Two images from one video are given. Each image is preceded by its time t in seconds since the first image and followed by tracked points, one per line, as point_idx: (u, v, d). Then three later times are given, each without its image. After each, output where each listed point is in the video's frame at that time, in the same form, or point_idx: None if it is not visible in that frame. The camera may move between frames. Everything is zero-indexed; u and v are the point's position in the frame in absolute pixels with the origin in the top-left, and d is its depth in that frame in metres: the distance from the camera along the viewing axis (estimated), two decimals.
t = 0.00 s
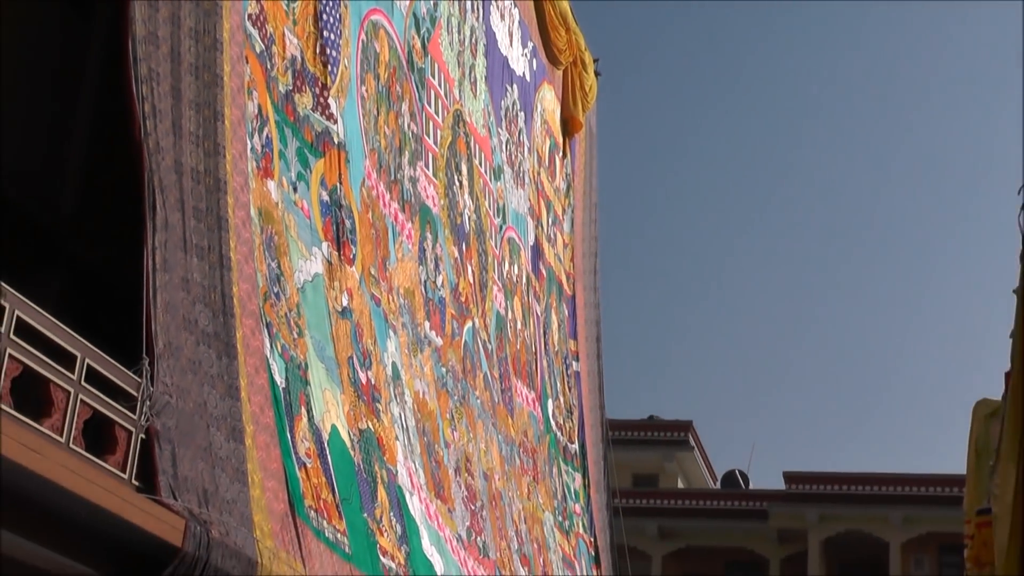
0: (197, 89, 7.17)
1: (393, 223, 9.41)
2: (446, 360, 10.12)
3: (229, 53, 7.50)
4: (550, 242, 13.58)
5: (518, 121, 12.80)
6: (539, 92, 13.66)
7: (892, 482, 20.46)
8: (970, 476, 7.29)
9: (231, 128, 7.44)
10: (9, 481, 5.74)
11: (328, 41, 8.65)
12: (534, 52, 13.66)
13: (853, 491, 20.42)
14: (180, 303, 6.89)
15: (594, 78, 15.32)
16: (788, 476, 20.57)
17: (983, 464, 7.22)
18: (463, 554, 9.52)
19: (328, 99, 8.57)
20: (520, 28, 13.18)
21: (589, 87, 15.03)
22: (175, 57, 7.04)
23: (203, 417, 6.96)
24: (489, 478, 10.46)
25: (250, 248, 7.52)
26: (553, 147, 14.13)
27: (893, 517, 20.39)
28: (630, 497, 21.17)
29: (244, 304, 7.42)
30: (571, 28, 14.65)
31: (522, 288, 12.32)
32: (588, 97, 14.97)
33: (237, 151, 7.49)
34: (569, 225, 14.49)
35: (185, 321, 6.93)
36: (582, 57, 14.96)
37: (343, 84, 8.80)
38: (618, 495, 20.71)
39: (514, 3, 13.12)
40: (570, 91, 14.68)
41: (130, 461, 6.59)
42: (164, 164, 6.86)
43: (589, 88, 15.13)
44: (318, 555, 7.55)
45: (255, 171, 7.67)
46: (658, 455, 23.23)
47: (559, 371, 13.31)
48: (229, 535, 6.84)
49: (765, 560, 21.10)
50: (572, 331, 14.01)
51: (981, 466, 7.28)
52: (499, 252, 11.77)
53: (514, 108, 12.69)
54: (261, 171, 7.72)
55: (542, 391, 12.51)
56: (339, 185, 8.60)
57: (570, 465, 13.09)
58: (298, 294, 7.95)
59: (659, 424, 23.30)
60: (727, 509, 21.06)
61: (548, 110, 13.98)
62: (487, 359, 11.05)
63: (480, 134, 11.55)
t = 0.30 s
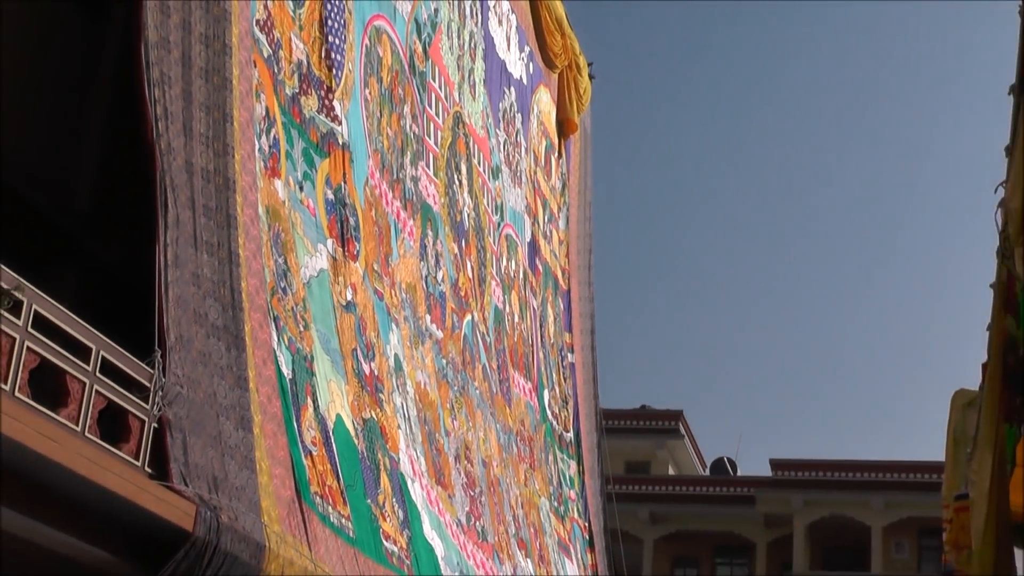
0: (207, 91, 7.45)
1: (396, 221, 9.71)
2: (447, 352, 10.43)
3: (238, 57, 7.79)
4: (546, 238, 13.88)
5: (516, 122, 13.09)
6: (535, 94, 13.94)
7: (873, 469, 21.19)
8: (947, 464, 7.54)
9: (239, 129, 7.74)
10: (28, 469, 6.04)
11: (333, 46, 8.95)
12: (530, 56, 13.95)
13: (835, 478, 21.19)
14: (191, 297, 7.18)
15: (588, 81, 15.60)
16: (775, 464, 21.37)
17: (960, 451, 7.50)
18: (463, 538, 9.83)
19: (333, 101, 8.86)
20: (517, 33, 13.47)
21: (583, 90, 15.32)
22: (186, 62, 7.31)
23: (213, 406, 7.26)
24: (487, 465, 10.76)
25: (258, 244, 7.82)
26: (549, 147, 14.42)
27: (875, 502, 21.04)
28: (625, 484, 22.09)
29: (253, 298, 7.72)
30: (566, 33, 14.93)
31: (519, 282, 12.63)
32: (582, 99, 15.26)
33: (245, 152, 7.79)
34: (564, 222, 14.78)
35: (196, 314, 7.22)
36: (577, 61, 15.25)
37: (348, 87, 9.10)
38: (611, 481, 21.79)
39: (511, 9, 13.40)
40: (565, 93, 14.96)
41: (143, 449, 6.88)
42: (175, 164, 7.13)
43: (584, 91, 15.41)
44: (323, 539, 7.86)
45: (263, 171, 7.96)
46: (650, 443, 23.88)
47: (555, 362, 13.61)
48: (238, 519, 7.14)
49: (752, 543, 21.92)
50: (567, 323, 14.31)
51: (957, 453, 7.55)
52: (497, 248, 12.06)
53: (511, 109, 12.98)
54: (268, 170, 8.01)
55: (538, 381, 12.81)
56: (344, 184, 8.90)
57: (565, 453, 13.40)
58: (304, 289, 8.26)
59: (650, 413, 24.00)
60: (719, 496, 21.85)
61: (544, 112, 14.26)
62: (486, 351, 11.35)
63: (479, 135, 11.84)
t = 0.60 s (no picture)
0: (215, 91, 7.71)
1: (398, 216, 9.98)
2: (447, 343, 10.71)
3: (245, 58, 8.05)
4: (543, 233, 14.14)
5: (513, 121, 13.34)
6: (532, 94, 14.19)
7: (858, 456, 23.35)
8: (930, 449, 7.93)
9: (246, 127, 8.00)
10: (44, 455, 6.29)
11: (337, 47, 9.21)
12: (528, 57, 14.20)
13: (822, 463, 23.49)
14: (200, 291, 7.43)
15: (583, 81, 15.84)
16: (765, 450, 23.72)
17: (943, 436, 7.84)
18: (462, 522, 10.13)
19: (337, 100, 9.13)
20: (514, 34, 13.72)
21: (578, 91, 15.58)
22: (195, 63, 7.56)
23: (221, 395, 7.53)
24: (486, 452, 11.05)
25: (264, 239, 8.09)
26: (545, 145, 14.67)
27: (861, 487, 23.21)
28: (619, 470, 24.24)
29: (259, 291, 7.99)
30: (561, 34, 15.16)
31: (517, 275, 12.90)
32: (576, 99, 15.51)
33: (252, 150, 8.05)
34: (560, 217, 15.04)
35: (205, 307, 7.48)
36: (572, 62, 15.49)
37: (351, 87, 9.36)
38: (606, 469, 23.99)
39: (509, 11, 13.65)
40: (561, 93, 15.20)
41: (154, 437, 7.13)
42: (184, 161, 7.39)
43: (578, 91, 15.66)
44: (328, 523, 8.15)
45: (270, 168, 8.23)
46: (644, 430, 26.02)
47: (551, 353, 13.88)
48: (246, 505, 7.39)
49: (739, 524, 24.17)
50: (563, 315, 14.58)
51: (940, 437, 7.90)
52: (496, 243, 12.34)
53: (509, 108, 13.23)
54: (274, 167, 8.28)
55: (535, 371, 13.09)
56: (347, 180, 9.18)
57: (561, 440, 13.68)
58: (309, 282, 8.54)
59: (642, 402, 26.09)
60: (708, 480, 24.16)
61: (541, 111, 14.51)
62: (484, 342, 11.62)
63: (478, 133, 12.10)
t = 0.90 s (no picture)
0: (220, 87, 8.00)
1: (396, 207, 10.30)
2: (444, 329, 11.03)
3: (249, 56, 8.36)
4: (536, 222, 14.45)
5: (507, 115, 13.64)
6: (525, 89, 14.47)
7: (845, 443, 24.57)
8: (908, 430, 8.27)
9: (250, 122, 8.30)
10: (57, 437, 6.61)
11: (338, 45, 9.52)
12: (521, 54, 14.49)
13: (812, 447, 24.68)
14: (206, 279, 7.73)
15: (574, 77, 16.12)
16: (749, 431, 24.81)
17: (919, 417, 8.23)
18: (459, 501, 10.49)
19: (338, 96, 9.44)
20: (509, 31, 14.02)
21: (571, 86, 15.88)
22: (201, 60, 7.85)
23: (227, 379, 7.83)
24: (481, 434, 11.40)
25: (268, 229, 8.40)
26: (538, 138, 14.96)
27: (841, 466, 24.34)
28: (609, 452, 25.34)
29: (263, 279, 8.30)
30: (554, 31, 15.41)
31: (511, 264, 13.22)
32: (568, 95, 15.79)
33: (256, 144, 8.36)
34: (553, 208, 15.35)
35: (211, 294, 7.77)
36: (565, 59, 15.78)
37: (351, 83, 9.67)
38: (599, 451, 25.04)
39: (502, 8, 13.94)
40: (554, 88, 15.48)
41: (162, 419, 7.47)
42: (191, 154, 7.68)
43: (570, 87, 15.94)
44: (330, 501, 8.48)
45: (273, 161, 8.54)
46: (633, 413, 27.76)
47: (545, 338, 14.21)
48: (251, 484, 7.70)
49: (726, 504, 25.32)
50: (555, 301, 14.90)
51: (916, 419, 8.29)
52: (491, 232, 12.66)
53: (503, 103, 13.53)
54: (277, 160, 8.59)
55: (529, 355, 13.42)
56: (348, 173, 9.50)
57: (554, 422, 14.01)
58: (311, 270, 8.86)
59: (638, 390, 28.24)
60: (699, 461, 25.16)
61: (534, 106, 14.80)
62: (480, 328, 11.94)
63: (473, 127, 12.41)
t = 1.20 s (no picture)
0: (227, 76, 8.26)
1: (398, 192, 10.57)
2: (445, 310, 11.32)
3: (255, 45, 8.62)
4: (533, 206, 14.72)
5: (505, 102, 13.89)
6: (522, 77, 14.70)
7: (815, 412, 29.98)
8: (893, 407, 8.56)
9: (257, 109, 8.57)
10: (75, 415, 6.90)
11: (341, 34, 9.78)
12: (519, 43, 14.73)
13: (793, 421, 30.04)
14: (214, 262, 7.99)
15: (569, 65, 16.34)
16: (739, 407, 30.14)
17: (903, 395, 8.52)
18: (459, 476, 10.82)
19: (341, 84, 9.71)
20: (506, 20, 14.25)
21: (566, 74, 16.13)
22: (208, 49, 8.10)
23: (235, 359, 8.10)
24: (481, 411, 11.72)
25: (274, 214, 8.68)
26: (534, 125, 15.20)
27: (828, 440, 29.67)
28: (605, 427, 30.48)
29: (270, 261, 8.57)
30: (550, 21, 15.58)
31: (510, 246, 13.50)
32: (564, 82, 16.03)
33: (262, 130, 8.62)
34: (549, 192, 15.61)
35: (219, 277, 8.03)
36: (561, 48, 16.02)
37: (354, 71, 9.93)
38: (594, 427, 30.19)
39: None
40: (550, 76, 15.71)
41: (173, 396, 7.77)
42: (199, 141, 7.93)
43: (565, 76, 16.15)
44: (335, 476, 8.77)
45: (279, 147, 8.80)
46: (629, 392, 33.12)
47: (542, 318, 14.50)
48: (258, 460, 7.98)
49: (719, 480, 30.47)
50: (552, 283, 15.18)
51: (901, 396, 8.57)
52: (489, 216, 12.93)
53: (501, 90, 13.78)
54: (283, 147, 8.86)
55: (527, 334, 13.71)
56: (351, 158, 9.78)
57: (551, 399, 14.32)
58: (316, 253, 9.15)
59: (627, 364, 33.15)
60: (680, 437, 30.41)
61: (531, 93, 15.03)
62: (479, 308, 12.22)
63: (472, 114, 12.66)
